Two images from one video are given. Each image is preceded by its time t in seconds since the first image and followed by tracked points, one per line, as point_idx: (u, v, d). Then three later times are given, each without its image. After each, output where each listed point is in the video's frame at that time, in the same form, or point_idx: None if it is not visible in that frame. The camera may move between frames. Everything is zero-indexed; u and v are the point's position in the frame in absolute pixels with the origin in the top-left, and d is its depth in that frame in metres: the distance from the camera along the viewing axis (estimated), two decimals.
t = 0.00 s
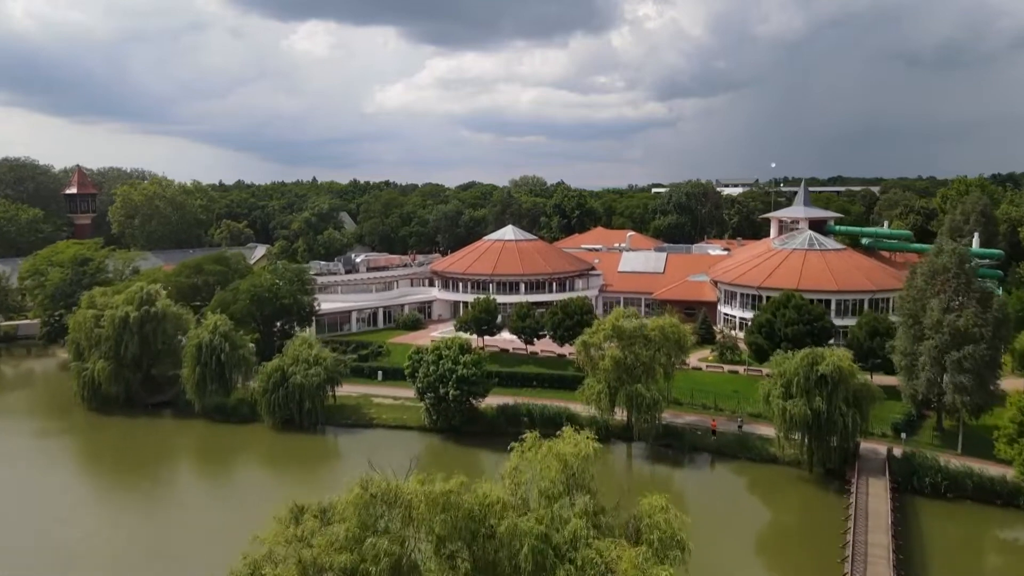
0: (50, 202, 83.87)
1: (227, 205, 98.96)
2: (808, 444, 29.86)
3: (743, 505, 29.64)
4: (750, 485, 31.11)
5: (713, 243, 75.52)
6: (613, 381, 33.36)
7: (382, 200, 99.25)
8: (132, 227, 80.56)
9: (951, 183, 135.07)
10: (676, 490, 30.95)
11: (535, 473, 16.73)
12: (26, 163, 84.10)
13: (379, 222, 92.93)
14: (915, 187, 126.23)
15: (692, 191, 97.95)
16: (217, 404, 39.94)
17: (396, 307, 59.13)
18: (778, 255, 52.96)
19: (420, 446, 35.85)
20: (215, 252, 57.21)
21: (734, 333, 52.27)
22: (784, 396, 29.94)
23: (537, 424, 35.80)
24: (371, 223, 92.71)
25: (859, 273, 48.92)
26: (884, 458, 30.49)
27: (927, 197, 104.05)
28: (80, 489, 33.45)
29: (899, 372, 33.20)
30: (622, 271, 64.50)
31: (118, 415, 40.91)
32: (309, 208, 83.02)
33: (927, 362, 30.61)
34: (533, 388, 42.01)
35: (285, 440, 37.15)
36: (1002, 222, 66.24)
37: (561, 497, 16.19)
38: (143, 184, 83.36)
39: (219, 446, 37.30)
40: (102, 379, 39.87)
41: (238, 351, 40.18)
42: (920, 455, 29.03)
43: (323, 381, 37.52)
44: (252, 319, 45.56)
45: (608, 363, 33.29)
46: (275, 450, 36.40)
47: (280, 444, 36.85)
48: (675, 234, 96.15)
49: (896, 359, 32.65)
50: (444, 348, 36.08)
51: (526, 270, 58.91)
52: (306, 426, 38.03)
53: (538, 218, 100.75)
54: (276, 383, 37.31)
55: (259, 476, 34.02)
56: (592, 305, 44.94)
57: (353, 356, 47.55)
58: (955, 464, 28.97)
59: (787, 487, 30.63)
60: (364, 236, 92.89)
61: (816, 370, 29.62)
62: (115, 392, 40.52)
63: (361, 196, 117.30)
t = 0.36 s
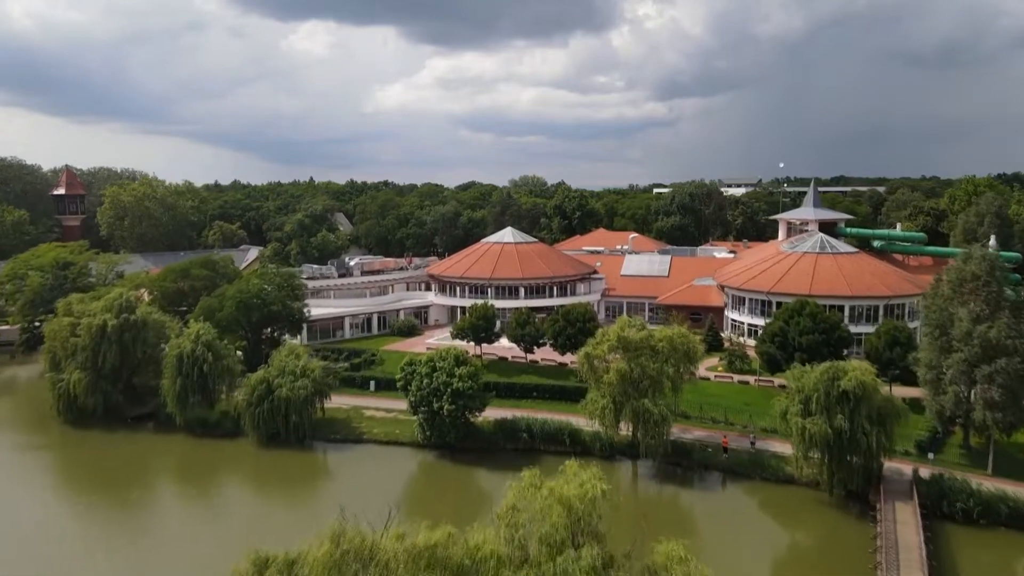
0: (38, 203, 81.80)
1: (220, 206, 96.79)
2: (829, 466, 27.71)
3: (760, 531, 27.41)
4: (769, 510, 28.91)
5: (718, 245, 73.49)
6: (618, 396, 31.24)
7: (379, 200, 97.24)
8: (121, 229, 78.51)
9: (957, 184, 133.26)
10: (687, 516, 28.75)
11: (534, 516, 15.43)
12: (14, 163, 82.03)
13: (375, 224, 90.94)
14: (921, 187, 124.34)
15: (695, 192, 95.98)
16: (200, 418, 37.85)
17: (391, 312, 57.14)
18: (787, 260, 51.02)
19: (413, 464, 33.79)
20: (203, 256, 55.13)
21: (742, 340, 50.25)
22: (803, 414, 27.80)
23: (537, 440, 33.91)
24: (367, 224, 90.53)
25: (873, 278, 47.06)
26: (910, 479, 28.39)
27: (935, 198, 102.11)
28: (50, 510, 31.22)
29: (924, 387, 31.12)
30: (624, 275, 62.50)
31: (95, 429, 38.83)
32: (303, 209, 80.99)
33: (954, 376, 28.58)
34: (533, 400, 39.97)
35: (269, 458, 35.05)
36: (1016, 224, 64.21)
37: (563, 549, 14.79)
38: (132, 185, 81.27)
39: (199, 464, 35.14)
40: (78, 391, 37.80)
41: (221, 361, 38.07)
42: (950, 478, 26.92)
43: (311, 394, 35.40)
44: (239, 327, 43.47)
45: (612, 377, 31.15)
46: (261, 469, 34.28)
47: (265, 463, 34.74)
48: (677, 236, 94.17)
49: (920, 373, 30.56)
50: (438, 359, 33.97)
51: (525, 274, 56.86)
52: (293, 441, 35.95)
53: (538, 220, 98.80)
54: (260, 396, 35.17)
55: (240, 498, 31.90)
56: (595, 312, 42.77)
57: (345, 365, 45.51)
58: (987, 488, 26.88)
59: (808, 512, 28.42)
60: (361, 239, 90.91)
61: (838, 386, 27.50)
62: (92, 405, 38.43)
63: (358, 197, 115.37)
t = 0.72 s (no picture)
0: (25, 204, 79.72)
1: (214, 207, 94.77)
2: (852, 491, 25.57)
3: (780, 560, 25.29)
4: (788, 538, 26.77)
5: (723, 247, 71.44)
6: (623, 414, 29.14)
7: (376, 200, 95.15)
8: (110, 231, 76.46)
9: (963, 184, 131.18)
10: (700, 543, 26.62)
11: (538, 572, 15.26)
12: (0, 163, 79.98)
13: (372, 225, 88.88)
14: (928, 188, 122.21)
15: (699, 193, 93.91)
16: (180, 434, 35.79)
17: (385, 319, 55.09)
18: (798, 264, 48.99)
19: (404, 485, 31.68)
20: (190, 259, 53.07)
21: (751, 349, 48.23)
22: (825, 435, 25.66)
23: (537, 459, 31.92)
24: (363, 226, 88.49)
25: (889, 284, 45.11)
26: (939, 505, 26.30)
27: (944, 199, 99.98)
28: (20, 530, 29.28)
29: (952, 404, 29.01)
30: (627, 278, 60.45)
31: (70, 444, 36.80)
32: (296, 210, 78.90)
33: (987, 395, 26.42)
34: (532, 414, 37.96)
35: (254, 477, 32.92)
36: None
37: None
38: (122, 186, 79.17)
39: (179, 483, 33.05)
40: (51, 406, 35.75)
41: (203, 374, 35.97)
42: (984, 505, 24.85)
43: (297, 410, 33.24)
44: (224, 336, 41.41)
45: (617, 393, 29.04)
46: (244, 488, 32.21)
47: (248, 482, 32.67)
48: (681, 238, 92.12)
49: (948, 389, 28.41)
50: (432, 373, 31.83)
51: (525, 278, 54.83)
52: (278, 459, 33.82)
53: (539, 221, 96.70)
54: (243, 412, 33.02)
55: (220, 520, 29.82)
56: (598, 320, 40.69)
57: (336, 375, 43.47)
58: None
59: (830, 542, 26.25)
60: (357, 241, 88.88)
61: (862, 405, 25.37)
62: (67, 420, 36.40)
63: (355, 197, 113.33)
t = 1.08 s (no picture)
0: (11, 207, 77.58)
1: (206, 209, 92.65)
2: (880, 524, 23.42)
3: None
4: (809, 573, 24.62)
5: (729, 251, 69.33)
6: (630, 435, 26.97)
7: (372, 202, 93.06)
8: (97, 234, 74.37)
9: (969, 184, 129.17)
10: None
11: None
12: None
13: (368, 227, 86.81)
14: (934, 189, 120.24)
15: (702, 194, 91.82)
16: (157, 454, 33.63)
17: (379, 327, 52.97)
18: (810, 271, 46.88)
19: (395, 511, 29.50)
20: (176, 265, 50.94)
21: (761, 359, 46.09)
22: (850, 463, 23.55)
23: (536, 483, 29.79)
24: (359, 228, 86.08)
25: (906, 291, 43.00)
26: (974, 538, 24.17)
27: (952, 201, 97.94)
28: None
29: (985, 426, 26.83)
30: (630, 284, 58.32)
31: (42, 463, 34.69)
32: (290, 212, 76.75)
33: None
34: (532, 431, 35.84)
35: (236, 501, 30.76)
36: None
37: None
38: (110, 187, 77.06)
39: (155, 507, 30.92)
40: (20, 423, 33.66)
41: (181, 389, 33.79)
42: None
43: (280, 429, 31.03)
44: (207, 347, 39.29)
45: (623, 414, 26.86)
46: (225, 513, 30.06)
47: (229, 506, 30.53)
48: (684, 241, 90.06)
49: (982, 411, 26.29)
50: (424, 390, 29.67)
51: (524, 284, 52.71)
52: (260, 482, 31.57)
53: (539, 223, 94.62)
54: (221, 432, 30.83)
55: (198, 548, 27.67)
56: (601, 330, 38.54)
57: (325, 389, 41.35)
58: None
59: None
60: (352, 243, 86.85)
61: (891, 431, 23.27)
62: (37, 438, 34.30)
63: (351, 199, 111.25)
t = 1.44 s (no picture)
0: None
1: (198, 211, 90.57)
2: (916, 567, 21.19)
3: None
4: None
5: (735, 254, 67.42)
6: (638, 463, 24.79)
7: (368, 203, 91.00)
8: (85, 237, 72.34)
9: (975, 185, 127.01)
10: None
11: None
12: None
13: (364, 230, 84.76)
14: (941, 190, 118.29)
15: (706, 195, 89.74)
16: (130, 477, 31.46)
17: (373, 335, 50.89)
18: (822, 278, 44.81)
19: (384, 541, 27.37)
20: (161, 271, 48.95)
21: (772, 371, 44.01)
22: (880, 498, 21.44)
23: (535, 511, 27.75)
24: (355, 230, 84.76)
25: (924, 300, 40.95)
26: None
27: (961, 202, 95.95)
28: None
29: None
30: (633, 291, 56.25)
31: (9, 485, 32.58)
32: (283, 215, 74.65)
33: None
34: (531, 451, 33.78)
35: (213, 529, 28.60)
36: None
37: None
38: (98, 189, 74.98)
39: (127, 535, 28.79)
40: None
41: (156, 408, 31.59)
42: None
43: (261, 453, 28.78)
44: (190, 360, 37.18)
45: (631, 440, 24.66)
46: (202, 542, 27.91)
47: (206, 534, 28.37)
48: (688, 243, 88.03)
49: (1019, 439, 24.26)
50: (415, 412, 27.54)
51: (524, 292, 50.65)
52: (238, 510, 29.24)
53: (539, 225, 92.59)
54: (198, 456, 28.65)
55: None
56: (604, 343, 36.43)
57: (314, 404, 39.27)
58: None
59: None
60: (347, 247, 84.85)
61: (925, 463, 21.20)
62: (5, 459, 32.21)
63: (348, 200, 109.19)
